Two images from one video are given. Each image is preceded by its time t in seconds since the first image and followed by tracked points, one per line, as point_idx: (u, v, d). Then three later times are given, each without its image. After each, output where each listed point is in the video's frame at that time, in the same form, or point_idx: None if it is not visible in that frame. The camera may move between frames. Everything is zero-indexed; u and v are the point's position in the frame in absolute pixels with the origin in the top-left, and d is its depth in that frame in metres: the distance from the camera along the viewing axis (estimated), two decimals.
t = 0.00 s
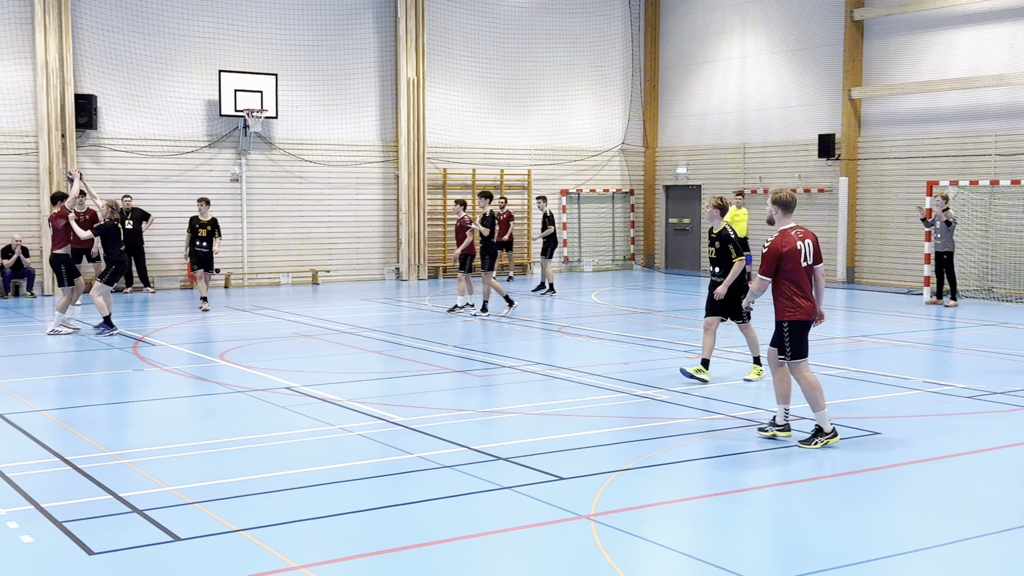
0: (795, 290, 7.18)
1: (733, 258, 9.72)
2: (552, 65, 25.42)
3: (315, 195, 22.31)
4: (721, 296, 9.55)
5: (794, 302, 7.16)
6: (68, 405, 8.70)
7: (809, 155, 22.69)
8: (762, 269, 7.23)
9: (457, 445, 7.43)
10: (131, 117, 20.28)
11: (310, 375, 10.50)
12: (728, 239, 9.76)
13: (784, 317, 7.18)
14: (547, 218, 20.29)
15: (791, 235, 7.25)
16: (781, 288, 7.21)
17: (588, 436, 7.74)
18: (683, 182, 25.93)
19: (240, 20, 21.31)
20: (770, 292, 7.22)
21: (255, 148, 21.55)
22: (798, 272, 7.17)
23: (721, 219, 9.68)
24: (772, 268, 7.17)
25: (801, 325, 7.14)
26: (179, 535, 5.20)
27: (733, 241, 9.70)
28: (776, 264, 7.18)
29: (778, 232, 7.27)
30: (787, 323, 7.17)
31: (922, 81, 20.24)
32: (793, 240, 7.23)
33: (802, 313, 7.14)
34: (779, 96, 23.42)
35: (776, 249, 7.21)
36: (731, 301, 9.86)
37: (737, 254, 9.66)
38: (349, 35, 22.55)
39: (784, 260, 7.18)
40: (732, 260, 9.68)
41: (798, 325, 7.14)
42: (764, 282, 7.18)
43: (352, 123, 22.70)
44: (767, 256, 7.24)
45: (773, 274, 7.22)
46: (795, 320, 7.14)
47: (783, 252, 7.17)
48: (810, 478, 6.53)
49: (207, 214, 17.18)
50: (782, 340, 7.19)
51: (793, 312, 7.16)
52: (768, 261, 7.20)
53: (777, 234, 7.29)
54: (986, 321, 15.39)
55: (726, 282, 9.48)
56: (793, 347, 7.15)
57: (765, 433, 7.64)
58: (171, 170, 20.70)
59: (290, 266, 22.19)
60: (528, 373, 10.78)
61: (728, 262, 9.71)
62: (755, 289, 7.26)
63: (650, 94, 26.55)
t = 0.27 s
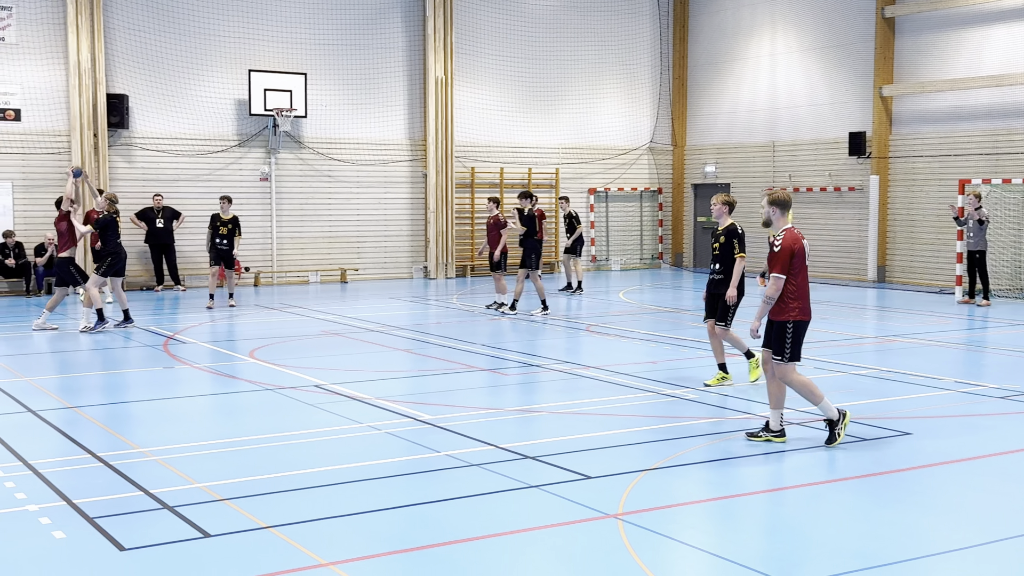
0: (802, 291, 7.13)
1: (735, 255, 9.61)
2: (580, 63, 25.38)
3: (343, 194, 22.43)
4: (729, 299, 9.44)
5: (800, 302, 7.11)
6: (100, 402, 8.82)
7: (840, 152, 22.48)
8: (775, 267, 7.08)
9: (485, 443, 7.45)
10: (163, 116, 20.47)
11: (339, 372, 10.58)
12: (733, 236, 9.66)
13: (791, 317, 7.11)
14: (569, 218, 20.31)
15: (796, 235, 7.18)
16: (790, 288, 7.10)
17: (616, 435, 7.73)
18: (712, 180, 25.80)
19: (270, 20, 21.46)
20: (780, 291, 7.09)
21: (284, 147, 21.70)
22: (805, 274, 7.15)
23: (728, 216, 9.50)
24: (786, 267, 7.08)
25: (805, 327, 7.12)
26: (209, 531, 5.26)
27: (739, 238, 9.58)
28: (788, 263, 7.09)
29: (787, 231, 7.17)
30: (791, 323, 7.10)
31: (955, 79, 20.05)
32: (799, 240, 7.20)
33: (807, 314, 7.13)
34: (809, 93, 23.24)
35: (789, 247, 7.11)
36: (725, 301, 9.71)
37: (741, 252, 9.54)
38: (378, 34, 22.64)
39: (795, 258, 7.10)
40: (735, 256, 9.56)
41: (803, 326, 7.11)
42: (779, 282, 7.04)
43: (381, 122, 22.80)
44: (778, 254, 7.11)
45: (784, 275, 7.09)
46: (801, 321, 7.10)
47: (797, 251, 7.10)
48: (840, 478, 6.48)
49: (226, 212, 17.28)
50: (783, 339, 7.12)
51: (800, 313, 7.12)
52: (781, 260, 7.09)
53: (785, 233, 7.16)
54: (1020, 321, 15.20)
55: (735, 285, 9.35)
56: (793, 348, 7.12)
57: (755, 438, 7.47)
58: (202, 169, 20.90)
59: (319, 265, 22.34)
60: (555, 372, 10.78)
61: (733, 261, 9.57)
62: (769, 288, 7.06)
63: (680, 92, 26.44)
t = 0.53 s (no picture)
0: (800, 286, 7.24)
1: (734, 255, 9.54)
2: (603, 62, 25.32)
3: (367, 192, 22.53)
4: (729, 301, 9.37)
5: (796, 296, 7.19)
6: (125, 399, 8.92)
7: (865, 150, 22.31)
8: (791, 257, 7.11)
9: (507, 441, 7.46)
10: (188, 115, 20.62)
11: (362, 370, 10.64)
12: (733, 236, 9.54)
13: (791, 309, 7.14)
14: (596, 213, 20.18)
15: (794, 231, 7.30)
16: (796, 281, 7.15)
17: (639, 434, 7.72)
18: (736, 178, 25.69)
19: (294, 19, 21.58)
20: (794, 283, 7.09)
21: (308, 145, 21.82)
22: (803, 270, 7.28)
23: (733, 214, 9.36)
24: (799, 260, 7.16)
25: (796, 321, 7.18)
26: (233, 527, 5.31)
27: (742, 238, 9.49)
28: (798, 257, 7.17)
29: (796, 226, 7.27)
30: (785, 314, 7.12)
31: (982, 76, 19.89)
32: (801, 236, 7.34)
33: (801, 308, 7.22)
34: (834, 90, 23.07)
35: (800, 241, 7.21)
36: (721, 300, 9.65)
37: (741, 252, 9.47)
38: (402, 33, 22.71)
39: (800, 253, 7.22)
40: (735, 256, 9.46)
41: (794, 319, 7.16)
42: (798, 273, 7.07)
43: (404, 120, 22.87)
44: (790, 246, 7.16)
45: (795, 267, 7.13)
46: (796, 315, 7.15)
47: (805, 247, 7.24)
48: (865, 478, 6.44)
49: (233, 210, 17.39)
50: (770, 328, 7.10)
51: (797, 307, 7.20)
52: (793, 252, 7.15)
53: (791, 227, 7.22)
54: None
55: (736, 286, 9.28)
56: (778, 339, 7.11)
57: (758, 440, 7.31)
58: (227, 168, 21.05)
59: (343, 263, 22.45)
60: (578, 370, 10.77)
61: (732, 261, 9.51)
62: (790, 277, 7.02)
63: (703, 90, 26.32)
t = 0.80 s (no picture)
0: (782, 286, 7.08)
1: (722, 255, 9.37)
2: (621, 59, 25.25)
3: (384, 190, 22.58)
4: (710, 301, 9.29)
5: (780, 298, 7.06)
6: (144, 395, 8.98)
7: (885, 147, 22.17)
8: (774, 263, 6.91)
9: (524, 439, 7.47)
10: (207, 113, 20.72)
11: (379, 367, 10.68)
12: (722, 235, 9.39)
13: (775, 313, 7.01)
14: (619, 209, 20.04)
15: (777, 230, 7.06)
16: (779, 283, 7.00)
17: (655, 432, 7.71)
18: (754, 175, 25.59)
19: (312, 17, 21.65)
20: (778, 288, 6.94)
21: (326, 143, 21.89)
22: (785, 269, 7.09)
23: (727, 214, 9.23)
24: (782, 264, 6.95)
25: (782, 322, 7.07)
26: (252, 524, 5.34)
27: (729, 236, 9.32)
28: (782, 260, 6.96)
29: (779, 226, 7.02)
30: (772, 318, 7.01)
31: (1003, 72, 19.70)
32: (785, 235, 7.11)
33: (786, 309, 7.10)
34: (853, 87, 22.93)
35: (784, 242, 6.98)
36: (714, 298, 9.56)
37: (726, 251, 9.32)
38: (419, 30, 22.75)
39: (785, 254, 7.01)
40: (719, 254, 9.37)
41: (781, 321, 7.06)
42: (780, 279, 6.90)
43: (422, 117, 22.91)
44: (774, 250, 6.93)
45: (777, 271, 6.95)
46: (781, 317, 7.03)
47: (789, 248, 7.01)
48: (884, 476, 6.41)
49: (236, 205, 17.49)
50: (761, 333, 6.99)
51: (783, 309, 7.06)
52: (778, 256, 6.93)
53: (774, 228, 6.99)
54: None
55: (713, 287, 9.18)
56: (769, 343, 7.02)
57: (733, 441, 7.22)
58: (245, 165, 21.15)
59: (360, 260, 22.51)
60: (595, 368, 10.76)
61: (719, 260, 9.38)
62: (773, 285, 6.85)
63: (721, 87, 26.22)
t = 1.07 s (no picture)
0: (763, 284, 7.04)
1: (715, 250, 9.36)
2: (633, 55, 25.20)
3: (395, 187, 22.61)
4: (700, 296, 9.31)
5: (762, 294, 7.05)
6: (157, 392, 9.03)
7: (898, 143, 22.07)
8: (744, 260, 6.94)
9: (536, 436, 7.48)
10: (219, 111, 20.78)
11: (391, 364, 10.70)
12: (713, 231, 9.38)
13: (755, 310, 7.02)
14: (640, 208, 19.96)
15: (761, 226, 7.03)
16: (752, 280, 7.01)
17: (667, 429, 7.70)
18: (767, 172, 25.51)
19: (324, 15, 21.69)
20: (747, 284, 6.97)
21: (338, 140, 21.93)
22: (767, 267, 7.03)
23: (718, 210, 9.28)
24: (754, 262, 6.94)
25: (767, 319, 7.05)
26: (264, 520, 5.37)
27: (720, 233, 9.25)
28: (756, 257, 6.94)
29: (758, 222, 6.98)
30: (754, 315, 7.02)
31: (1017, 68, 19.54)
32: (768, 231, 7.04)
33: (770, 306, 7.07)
34: (867, 83, 22.82)
35: (760, 239, 6.95)
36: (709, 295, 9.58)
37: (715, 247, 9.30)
38: (431, 27, 22.76)
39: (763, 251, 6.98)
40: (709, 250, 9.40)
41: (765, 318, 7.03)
42: (744, 275, 6.93)
43: (433, 115, 22.93)
44: (747, 247, 6.94)
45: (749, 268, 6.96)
46: (763, 314, 7.02)
47: (766, 245, 6.94)
48: (897, 474, 6.39)
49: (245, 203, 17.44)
50: (746, 332, 7.03)
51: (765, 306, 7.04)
52: (750, 253, 6.93)
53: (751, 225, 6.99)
54: None
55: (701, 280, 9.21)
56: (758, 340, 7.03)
57: (733, 427, 7.53)
58: (257, 162, 21.20)
59: (372, 257, 22.54)
60: (606, 365, 10.75)
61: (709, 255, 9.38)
62: (734, 281, 6.95)
63: (733, 84, 26.15)
